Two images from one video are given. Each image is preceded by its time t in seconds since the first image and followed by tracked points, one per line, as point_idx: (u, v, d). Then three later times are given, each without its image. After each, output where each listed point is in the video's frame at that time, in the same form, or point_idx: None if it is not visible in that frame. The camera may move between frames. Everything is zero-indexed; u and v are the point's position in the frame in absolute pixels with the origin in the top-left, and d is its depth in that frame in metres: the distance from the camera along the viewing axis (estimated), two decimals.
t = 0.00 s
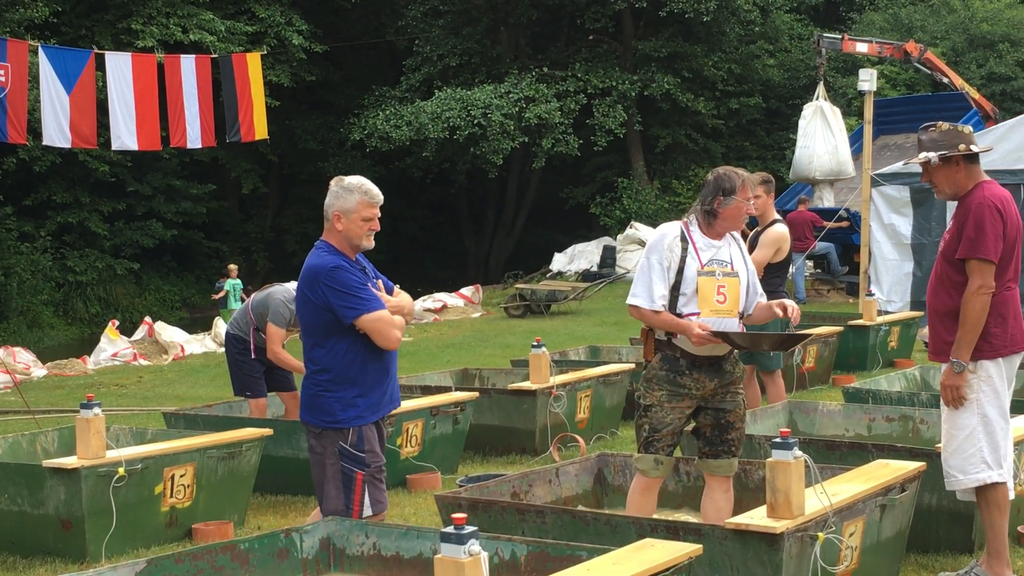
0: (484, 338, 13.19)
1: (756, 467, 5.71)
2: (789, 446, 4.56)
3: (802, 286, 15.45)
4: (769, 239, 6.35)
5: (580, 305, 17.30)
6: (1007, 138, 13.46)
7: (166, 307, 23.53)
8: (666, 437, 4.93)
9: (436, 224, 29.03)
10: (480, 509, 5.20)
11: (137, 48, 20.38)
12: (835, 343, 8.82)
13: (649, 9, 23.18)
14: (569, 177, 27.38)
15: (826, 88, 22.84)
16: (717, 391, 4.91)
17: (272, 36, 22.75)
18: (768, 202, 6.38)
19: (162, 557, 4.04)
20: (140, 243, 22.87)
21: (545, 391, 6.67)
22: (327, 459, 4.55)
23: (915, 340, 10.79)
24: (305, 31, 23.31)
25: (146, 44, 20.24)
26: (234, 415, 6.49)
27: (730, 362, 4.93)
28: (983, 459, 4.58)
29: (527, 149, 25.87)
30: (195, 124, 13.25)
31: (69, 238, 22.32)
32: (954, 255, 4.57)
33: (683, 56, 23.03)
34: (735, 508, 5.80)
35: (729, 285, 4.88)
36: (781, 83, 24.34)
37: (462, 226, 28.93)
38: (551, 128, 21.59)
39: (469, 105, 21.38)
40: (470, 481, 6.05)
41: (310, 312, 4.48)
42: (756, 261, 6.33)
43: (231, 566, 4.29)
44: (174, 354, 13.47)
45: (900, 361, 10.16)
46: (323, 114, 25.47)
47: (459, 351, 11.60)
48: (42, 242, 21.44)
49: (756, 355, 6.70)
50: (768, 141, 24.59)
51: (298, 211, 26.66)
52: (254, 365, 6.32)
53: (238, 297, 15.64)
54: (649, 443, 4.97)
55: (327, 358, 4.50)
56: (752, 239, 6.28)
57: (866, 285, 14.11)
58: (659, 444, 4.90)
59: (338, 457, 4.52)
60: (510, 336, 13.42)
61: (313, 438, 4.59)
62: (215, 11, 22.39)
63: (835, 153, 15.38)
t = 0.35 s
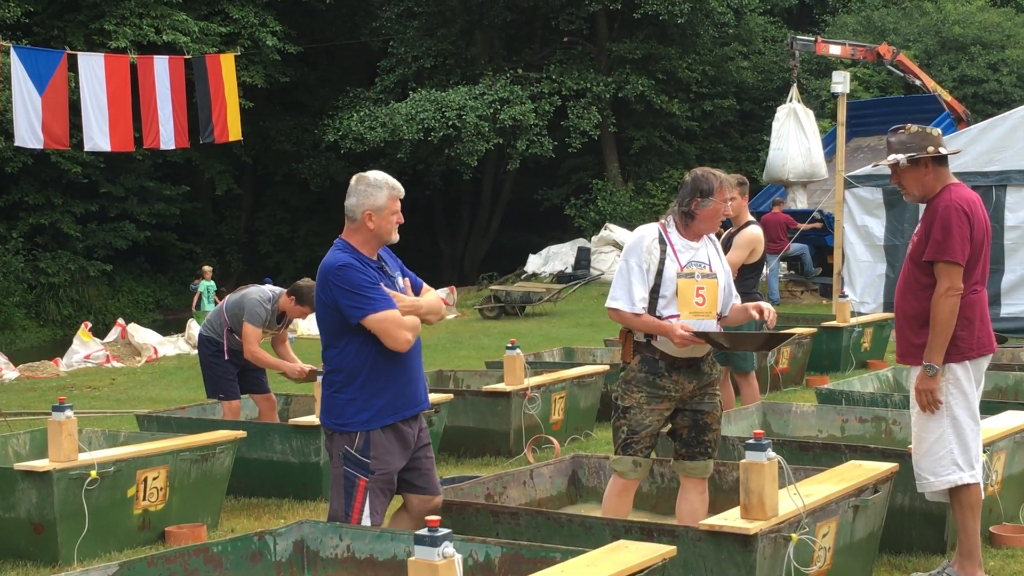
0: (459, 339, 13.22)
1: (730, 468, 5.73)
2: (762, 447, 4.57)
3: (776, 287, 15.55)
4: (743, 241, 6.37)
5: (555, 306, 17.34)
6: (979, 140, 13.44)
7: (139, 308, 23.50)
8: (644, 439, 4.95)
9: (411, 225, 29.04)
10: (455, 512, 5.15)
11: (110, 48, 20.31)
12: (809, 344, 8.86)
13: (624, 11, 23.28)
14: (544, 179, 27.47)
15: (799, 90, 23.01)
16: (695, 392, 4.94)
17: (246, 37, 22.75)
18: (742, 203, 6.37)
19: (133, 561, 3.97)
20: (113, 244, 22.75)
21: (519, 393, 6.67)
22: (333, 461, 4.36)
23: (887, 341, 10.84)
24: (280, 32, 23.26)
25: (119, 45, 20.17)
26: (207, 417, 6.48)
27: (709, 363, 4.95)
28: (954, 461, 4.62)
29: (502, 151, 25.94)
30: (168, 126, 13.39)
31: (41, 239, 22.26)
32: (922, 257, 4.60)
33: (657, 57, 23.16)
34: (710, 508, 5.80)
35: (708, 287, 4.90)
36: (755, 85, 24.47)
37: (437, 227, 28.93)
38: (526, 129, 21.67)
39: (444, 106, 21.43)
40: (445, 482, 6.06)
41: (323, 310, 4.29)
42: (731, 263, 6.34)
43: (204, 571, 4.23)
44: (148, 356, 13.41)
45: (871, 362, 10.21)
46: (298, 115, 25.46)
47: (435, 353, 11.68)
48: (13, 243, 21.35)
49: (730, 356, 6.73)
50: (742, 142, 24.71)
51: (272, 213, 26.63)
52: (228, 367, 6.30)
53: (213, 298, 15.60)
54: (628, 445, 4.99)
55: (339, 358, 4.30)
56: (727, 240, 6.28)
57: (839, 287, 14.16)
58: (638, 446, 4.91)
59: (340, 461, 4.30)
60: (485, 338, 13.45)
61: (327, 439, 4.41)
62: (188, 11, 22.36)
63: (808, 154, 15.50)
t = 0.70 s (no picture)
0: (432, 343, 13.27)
1: (704, 471, 5.72)
2: (735, 451, 4.54)
3: (750, 290, 15.64)
4: (716, 244, 6.35)
5: (529, 309, 17.38)
6: (950, 145, 13.46)
7: (110, 313, 23.40)
8: (619, 443, 4.95)
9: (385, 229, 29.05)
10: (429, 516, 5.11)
11: (82, 51, 20.21)
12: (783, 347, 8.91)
13: (598, 15, 23.37)
14: (518, 182, 27.50)
15: (773, 94, 23.12)
16: (670, 396, 4.94)
17: (219, 39, 22.77)
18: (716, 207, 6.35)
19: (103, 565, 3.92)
20: (85, 247, 22.65)
21: (494, 396, 6.66)
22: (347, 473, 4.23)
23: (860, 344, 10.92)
24: (253, 35, 23.29)
25: (91, 47, 20.08)
26: (179, 421, 6.46)
27: (682, 367, 4.97)
28: (925, 465, 4.63)
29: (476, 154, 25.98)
30: (140, 129, 13.71)
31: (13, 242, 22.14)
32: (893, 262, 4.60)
33: (631, 61, 23.24)
34: (684, 512, 5.81)
35: (682, 291, 4.90)
36: (729, 89, 24.53)
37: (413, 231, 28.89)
38: (500, 133, 21.71)
39: (418, 110, 21.41)
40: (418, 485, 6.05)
41: (344, 318, 4.17)
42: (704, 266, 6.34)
43: None
44: (120, 360, 13.35)
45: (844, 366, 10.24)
46: (272, 118, 25.44)
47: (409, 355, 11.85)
48: None
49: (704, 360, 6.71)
50: (715, 147, 24.76)
51: (246, 216, 26.60)
52: (201, 371, 6.29)
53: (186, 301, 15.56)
54: (602, 449, 4.97)
55: (356, 368, 4.16)
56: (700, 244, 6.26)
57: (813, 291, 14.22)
58: (612, 450, 4.92)
59: (349, 473, 4.17)
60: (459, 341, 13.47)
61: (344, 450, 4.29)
62: (161, 14, 22.30)
63: (782, 158, 15.47)
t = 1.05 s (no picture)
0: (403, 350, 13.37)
1: (676, 477, 5.68)
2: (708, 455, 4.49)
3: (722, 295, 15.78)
4: (687, 250, 6.39)
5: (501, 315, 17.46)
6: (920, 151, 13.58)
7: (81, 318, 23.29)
8: (591, 448, 4.93)
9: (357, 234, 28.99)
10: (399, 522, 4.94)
11: (52, 55, 20.09)
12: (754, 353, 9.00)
13: (570, 21, 23.41)
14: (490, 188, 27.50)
15: (744, 100, 23.21)
16: (640, 401, 4.93)
17: (189, 44, 22.88)
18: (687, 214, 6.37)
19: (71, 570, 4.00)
20: (54, 253, 22.53)
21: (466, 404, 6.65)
22: (399, 479, 4.11)
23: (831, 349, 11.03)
24: (224, 40, 23.33)
25: (61, 51, 19.97)
26: (150, 427, 6.46)
27: (653, 372, 4.97)
28: (893, 470, 4.64)
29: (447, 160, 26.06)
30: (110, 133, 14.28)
31: None
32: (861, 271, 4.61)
33: (603, 67, 23.32)
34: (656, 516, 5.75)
35: (652, 297, 4.90)
36: (700, 95, 24.55)
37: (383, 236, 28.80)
38: (472, 138, 21.72)
39: (390, 115, 21.46)
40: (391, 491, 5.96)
41: (386, 316, 4.09)
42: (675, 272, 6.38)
43: None
44: (89, 366, 13.33)
45: (816, 372, 10.29)
46: (242, 124, 25.43)
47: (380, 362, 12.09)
48: None
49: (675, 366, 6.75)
50: (687, 152, 24.79)
51: (216, 221, 26.57)
52: (171, 377, 6.28)
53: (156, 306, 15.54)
54: (573, 454, 4.97)
55: (399, 367, 4.07)
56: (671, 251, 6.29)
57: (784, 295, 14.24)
58: (583, 455, 4.89)
59: (406, 478, 4.05)
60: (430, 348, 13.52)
61: (389, 456, 4.17)
62: (131, 18, 22.26)
63: (753, 163, 15.51)
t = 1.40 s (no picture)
0: (371, 358, 13.40)
1: (645, 484, 5.66)
2: (676, 463, 4.45)
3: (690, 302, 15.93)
4: (655, 258, 6.41)
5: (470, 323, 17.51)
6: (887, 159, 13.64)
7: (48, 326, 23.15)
8: (558, 455, 4.87)
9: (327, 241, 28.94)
10: (368, 531, 4.88)
11: (17, 62, 19.96)
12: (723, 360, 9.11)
13: (538, 29, 23.29)
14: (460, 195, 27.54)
15: (713, 108, 23.29)
16: (607, 408, 4.91)
17: (157, 51, 22.77)
18: (653, 222, 6.42)
19: None
20: (19, 261, 22.38)
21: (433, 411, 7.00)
22: (442, 490, 3.98)
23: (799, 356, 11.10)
24: (192, 47, 23.36)
25: (26, 58, 19.84)
26: (117, 437, 6.44)
27: (619, 379, 4.95)
28: (861, 477, 4.63)
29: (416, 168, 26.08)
30: (76, 140, 14.82)
31: None
32: (825, 281, 4.61)
33: (572, 75, 23.35)
34: (623, 525, 5.73)
35: (617, 304, 4.91)
36: (668, 103, 24.46)
37: (351, 244, 28.81)
38: (441, 145, 21.77)
39: (359, 123, 21.60)
40: (359, 502, 5.91)
41: (414, 328, 3.97)
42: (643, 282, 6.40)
43: None
44: (55, 375, 13.29)
45: (783, 379, 10.37)
46: (211, 131, 25.37)
47: (349, 371, 12.10)
48: None
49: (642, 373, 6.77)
50: (656, 160, 24.79)
51: (184, 229, 26.52)
52: (139, 386, 6.27)
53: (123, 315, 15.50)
54: (541, 462, 4.90)
55: (432, 378, 3.97)
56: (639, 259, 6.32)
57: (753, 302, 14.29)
58: (550, 462, 4.86)
59: (450, 486, 3.92)
60: (399, 356, 13.55)
61: (422, 470, 4.03)
62: (98, 25, 22.17)
63: (721, 171, 15.56)
